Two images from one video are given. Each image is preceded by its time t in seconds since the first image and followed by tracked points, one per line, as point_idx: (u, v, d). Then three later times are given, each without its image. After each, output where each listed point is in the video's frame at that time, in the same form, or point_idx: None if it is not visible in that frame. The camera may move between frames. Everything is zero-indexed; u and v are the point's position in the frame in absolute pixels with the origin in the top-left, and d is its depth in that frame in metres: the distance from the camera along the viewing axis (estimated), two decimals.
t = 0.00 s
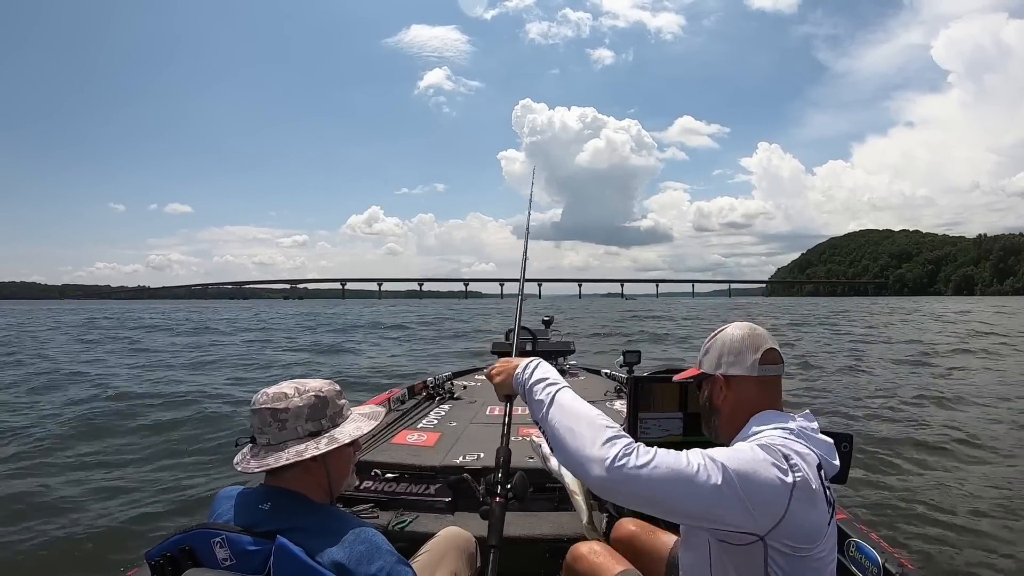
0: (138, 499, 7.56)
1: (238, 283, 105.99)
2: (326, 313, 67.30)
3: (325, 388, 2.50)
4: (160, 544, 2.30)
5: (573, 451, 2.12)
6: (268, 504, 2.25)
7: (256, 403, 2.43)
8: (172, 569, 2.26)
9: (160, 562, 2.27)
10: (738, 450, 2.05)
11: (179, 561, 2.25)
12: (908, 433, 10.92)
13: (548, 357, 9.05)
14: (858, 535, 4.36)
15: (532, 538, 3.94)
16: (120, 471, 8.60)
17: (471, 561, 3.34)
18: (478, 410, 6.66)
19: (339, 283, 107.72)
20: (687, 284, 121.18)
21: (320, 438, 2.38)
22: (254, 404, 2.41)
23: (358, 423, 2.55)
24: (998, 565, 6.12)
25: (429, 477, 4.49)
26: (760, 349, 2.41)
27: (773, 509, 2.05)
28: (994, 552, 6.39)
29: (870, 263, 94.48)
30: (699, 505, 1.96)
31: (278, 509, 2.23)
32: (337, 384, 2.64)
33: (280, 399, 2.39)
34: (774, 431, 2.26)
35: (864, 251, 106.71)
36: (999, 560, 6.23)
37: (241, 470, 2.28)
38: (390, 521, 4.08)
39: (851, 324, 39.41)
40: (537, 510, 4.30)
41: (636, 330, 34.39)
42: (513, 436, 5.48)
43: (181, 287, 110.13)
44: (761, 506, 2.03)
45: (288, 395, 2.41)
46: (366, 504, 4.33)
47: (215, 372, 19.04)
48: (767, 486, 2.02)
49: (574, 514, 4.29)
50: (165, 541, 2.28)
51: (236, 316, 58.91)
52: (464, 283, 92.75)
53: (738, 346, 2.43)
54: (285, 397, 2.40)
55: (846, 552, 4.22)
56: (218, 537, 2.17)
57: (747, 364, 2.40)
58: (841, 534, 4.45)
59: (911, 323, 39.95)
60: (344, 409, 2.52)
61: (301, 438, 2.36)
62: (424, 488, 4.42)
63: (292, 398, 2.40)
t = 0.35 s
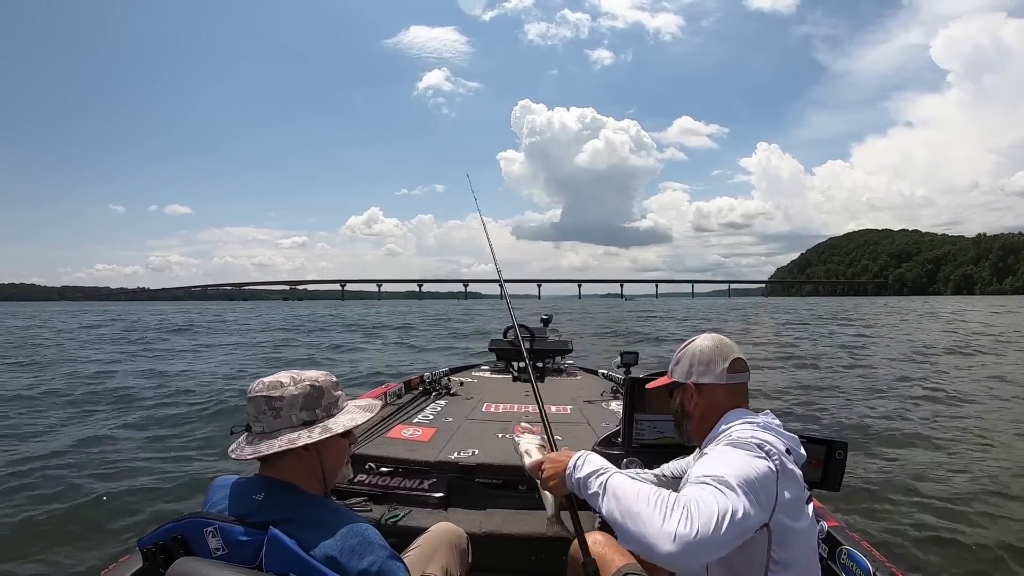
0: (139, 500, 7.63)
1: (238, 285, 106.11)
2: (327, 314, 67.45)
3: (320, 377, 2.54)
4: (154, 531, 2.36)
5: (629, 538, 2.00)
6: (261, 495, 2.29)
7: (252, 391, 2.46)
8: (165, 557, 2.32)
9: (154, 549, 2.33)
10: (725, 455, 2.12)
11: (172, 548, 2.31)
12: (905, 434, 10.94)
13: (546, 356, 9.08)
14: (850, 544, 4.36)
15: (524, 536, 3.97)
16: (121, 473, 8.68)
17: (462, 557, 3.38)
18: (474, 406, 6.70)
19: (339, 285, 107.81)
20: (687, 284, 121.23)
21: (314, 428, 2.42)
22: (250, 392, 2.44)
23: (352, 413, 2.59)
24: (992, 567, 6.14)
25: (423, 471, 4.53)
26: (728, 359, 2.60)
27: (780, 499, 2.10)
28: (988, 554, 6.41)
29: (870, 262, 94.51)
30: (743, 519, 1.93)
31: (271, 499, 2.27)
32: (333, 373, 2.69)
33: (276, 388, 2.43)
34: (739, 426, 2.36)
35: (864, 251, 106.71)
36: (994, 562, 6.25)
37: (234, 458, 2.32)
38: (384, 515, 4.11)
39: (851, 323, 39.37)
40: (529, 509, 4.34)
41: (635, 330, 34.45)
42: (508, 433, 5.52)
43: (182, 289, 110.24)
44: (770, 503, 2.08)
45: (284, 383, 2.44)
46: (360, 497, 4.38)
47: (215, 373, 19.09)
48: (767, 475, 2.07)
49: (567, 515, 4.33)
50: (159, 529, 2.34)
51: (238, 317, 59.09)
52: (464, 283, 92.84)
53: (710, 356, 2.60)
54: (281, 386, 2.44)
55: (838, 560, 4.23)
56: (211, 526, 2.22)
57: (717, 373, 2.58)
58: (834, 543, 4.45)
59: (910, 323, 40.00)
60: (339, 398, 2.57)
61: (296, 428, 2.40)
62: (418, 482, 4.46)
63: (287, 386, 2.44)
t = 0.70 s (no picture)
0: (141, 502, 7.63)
1: (238, 286, 106.06)
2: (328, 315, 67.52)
3: (326, 382, 2.55)
4: (156, 536, 2.35)
5: None
6: (264, 500, 2.29)
7: (256, 395, 2.44)
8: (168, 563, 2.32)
9: (155, 554, 2.33)
10: (661, 459, 2.31)
11: (174, 554, 2.30)
12: (907, 433, 10.92)
13: (547, 357, 9.07)
14: (852, 543, 4.38)
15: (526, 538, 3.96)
16: (123, 475, 8.67)
17: (465, 560, 3.39)
18: (475, 408, 6.71)
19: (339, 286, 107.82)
20: (687, 284, 121.20)
21: (321, 433, 2.44)
22: (254, 396, 2.43)
23: (357, 417, 2.61)
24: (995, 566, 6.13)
25: (425, 473, 4.55)
26: (661, 367, 2.90)
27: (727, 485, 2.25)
28: (991, 552, 6.40)
29: (869, 261, 94.42)
30: (707, 523, 2.03)
31: (274, 504, 2.27)
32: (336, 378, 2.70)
33: (282, 392, 2.42)
34: (674, 424, 2.59)
35: (864, 250, 106.68)
36: (997, 561, 6.24)
37: (238, 462, 2.32)
38: (386, 518, 4.12)
39: (852, 322, 39.30)
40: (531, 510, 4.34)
41: (635, 330, 34.42)
42: (509, 435, 5.53)
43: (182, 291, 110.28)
44: (718, 492, 2.24)
45: (290, 388, 2.44)
46: (361, 500, 4.37)
47: (216, 375, 19.07)
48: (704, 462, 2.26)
49: (569, 514, 4.33)
50: (161, 533, 2.34)
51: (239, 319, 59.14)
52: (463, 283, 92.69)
53: (644, 365, 2.91)
54: (287, 390, 2.43)
55: (840, 559, 4.25)
56: (213, 531, 2.22)
57: (651, 381, 2.89)
58: (836, 541, 4.47)
59: (910, 321, 39.92)
60: (344, 403, 2.58)
61: (301, 433, 2.40)
62: (420, 485, 4.47)
63: (293, 391, 2.44)
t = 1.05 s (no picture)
0: (144, 501, 7.58)
1: (238, 286, 106.01)
2: (329, 315, 67.43)
3: (343, 394, 2.53)
4: (163, 552, 2.30)
5: None
6: (272, 512, 2.24)
7: (272, 403, 2.39)
8: None
9: (163, 569, 2.29)
10: (630, 466, 2.34)
11: (183, 568, 2.26)
12: (911, 432, 10.87)
13: (549, 359, 9.03)
14: (862, 534, 4.33)
15: (535, 540, 3.92)
16: (126, 474, 8.62)
17: (473, 564, 3.34)
18: (479, 413, 6.66)
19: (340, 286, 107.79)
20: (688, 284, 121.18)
21: (341, 444, 2.42)
22: (272, 405, 2.37)
23: (371, 429, 2.61)
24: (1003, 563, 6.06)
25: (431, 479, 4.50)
26: (641, 371, 2.85)
27: (705, 482, 2.24)
28: (999, 551, 6.32)
29: (869, 262, 94.27)
30: (675, 536, 2.06)
31: (283, 516, 2.23)
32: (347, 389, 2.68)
33: (303, 402, 2.39)
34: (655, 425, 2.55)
35: (864, 251, 106.60)
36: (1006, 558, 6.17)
37: (252, 473, 2.26)
38: (393, 525, 4.07)
39: (853, 322, 39.25)
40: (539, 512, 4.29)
41: (635, 330, 34.34)
42: (515, 439, 5.48)
43: (183, 291, 110.19)
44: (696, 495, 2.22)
45: (310, 398, 2.41)
46: (368, 508, 4.32)
47: (217, 374, 19.05)
48: (675, 459, 2.29)
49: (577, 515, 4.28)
50: (169, 548, 2.30)
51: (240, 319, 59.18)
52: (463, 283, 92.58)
53: (625, 370, 2.86)
54: (308, 400, 2.40)
55: (850, 550, 4.19)
56: (222, 544, 2.19)
57: (632, 385, 2.83)
58: (845, 533, 4.42)
59: (911, 322, 39.77)
60: (358, 415, 2.58)
61: (320, 444, 2.37)
62: (426, 491, 4.42)
63: (315, 401, 2.41)
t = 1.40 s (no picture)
0: (143, 497, 7.58)
1: (238, 282, 106.00)
2: (329, 313, 67.40)
3: (347, 393, 2.57)
4: (163, 549, 2.33)
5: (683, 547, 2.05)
6: (272, 510, 2.26)
7: (278, 401, 2.41)
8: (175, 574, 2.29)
9: (161, 567, 2.30)
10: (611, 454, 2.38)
11: (181, 565, 2.28)
12: (909, 435, 10.87)
13: (549, 358, 9.05)
14: (860, 535, 4.34)
15: (533, 540, 3.93)
16: (125, 470, 8.62)
17: (468, 562, 3.36)
18: (479, 412, 6.69)
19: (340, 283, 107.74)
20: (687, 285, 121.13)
21: (344, 442, 2.45)
22: (277, 403, 2.39)
23: (372, 428, 2.65)
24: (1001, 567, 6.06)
25: (430, 479, 4.53)
26: (599, 390, 2.89)
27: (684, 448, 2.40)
28: (997, 554, 6.32)
29: (870, 265, 94.28)
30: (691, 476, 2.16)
31: (282, 515, 2.25)
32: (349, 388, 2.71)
33: (309, 400, 2.42)
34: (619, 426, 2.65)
35: (864, 254, 106.50)
36: (1004, 562, 6.16)
37: (256, 470, 2.27)
38: (392, 523, 4.09)
39: (853, 325, 39.24)
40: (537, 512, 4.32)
41: (635, 331, 34.32)
42: (513, 438, 5.50)
43: (183, 287, 110.13)
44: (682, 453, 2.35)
45: (315, 396, 2.44)
46: (368, 507, 4.34)
47: (216, 371, 19.03)
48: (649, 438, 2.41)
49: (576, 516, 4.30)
50: (168, 546, 2.32)
51: (240, 316, 59.20)
52: (463, 283, 92.54)
53: (583, 392, 2.90)
54: (314, 398, 2.43)
55: (849, 551, 4.19)
56: (221, 541, 2.21)
57: (593, 404, 2.85)
58: (843, 534, 4.43)
59: (911, 325, 39.73)
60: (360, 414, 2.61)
61: (324, 441, 2.40)
62: (425, 490, 4.45)
63: (320, 399, 2.44)
